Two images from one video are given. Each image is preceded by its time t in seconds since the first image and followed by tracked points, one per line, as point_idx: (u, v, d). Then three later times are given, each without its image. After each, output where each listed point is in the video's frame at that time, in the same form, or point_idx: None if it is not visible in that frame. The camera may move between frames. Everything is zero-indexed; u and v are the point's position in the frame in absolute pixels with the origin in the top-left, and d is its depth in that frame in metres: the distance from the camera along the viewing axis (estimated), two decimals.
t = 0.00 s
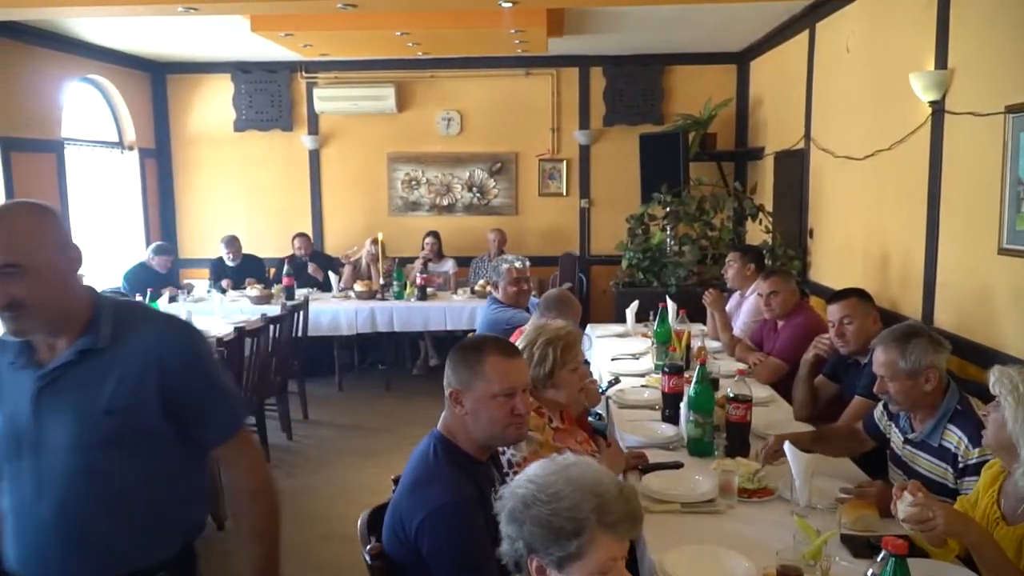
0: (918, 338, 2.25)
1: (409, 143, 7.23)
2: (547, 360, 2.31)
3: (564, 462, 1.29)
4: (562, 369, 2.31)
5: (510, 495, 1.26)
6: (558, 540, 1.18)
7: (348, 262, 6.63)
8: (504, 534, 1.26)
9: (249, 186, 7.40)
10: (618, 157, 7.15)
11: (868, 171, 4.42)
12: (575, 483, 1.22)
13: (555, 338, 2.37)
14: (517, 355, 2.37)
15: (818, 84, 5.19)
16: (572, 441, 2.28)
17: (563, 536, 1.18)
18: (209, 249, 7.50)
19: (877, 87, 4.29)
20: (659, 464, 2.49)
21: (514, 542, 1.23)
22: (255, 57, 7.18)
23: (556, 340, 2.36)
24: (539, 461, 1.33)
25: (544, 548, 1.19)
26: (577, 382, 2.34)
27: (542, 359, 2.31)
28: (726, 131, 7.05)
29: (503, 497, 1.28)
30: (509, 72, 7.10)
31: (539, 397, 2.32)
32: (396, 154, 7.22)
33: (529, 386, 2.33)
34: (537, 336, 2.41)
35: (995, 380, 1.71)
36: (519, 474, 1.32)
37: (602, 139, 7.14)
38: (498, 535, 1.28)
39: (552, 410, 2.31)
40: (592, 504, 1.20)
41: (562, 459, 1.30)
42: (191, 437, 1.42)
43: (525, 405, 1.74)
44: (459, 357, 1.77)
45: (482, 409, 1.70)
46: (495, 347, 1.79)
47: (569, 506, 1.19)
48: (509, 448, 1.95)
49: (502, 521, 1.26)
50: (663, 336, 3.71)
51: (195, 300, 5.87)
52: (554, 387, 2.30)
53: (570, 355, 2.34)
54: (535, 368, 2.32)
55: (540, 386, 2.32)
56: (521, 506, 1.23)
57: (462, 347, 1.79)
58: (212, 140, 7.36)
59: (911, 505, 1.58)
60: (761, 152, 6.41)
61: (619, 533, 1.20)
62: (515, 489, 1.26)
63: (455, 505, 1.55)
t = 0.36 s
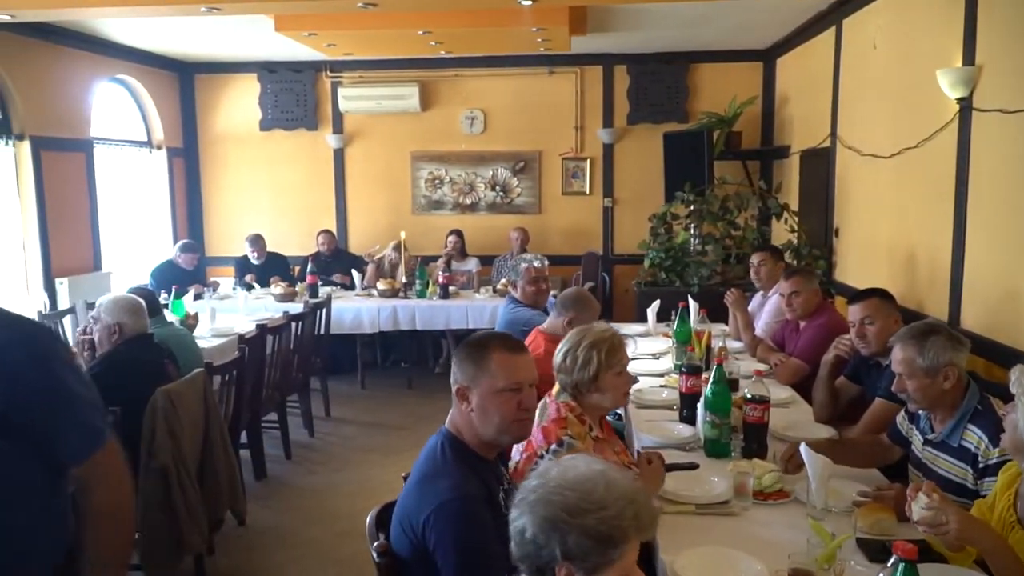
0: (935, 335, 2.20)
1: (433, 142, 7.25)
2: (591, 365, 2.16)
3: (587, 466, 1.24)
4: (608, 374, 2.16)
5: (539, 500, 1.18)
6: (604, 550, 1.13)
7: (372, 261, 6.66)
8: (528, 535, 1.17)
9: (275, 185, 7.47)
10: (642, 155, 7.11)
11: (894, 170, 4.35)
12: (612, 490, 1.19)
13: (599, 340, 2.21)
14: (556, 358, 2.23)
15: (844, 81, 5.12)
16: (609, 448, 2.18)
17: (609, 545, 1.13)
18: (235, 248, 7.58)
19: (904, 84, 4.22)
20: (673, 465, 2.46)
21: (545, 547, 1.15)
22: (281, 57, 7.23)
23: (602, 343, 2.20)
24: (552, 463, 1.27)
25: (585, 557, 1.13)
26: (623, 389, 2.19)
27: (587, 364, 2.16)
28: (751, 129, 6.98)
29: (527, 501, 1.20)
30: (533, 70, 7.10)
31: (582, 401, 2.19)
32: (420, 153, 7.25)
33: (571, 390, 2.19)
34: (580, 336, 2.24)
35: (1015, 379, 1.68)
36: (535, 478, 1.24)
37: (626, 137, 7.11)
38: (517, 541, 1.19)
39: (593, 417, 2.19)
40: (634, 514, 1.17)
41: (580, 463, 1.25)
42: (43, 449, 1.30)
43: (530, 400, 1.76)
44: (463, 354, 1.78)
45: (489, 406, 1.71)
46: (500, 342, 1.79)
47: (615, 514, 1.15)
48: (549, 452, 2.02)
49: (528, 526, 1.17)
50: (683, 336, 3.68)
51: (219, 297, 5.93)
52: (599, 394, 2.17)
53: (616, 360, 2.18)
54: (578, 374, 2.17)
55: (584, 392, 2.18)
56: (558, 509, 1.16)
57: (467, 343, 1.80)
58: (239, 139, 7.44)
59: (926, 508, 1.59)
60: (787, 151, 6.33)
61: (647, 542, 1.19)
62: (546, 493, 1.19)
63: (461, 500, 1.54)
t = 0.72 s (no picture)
0: (949, 340, 2.14)
1: (449, 141, 7.25)
2: (612, 369, 2.13)
3: (604, 473, 1.21)
4: (629, 378, 2.14)
5: (557, 505, 1.15)
6: (620, 561, 1.11)
7: (387, 259, 6.66)
8: (545, 541, 1.14)
9: (292, 183, 7.49)
10: (659, 154, 7.07)
11: (915, 170, 4.28)
12: (631, 500, 1.16)
13: (621, 344, 2.18)
14: (578, 360, 2.21)
15: (864, 79, 5.05)
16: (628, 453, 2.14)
17: (626, 556, 1.11)
18: (252, 246, 7.62)
19: (925, 82, 4.16)
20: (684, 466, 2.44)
21: (562, 555, 1.12)
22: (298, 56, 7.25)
23: (624, 347, 2.17)
24: (567, 470, 1.24)
25: (602, 567, 1.11)
26: (642, 393, 2.16)
27: (608, 367, 2.13)
28: (770, 128, 6.91)
29: (544, 506, 1.17)
30: (550, 69, 7.07)
31: (602, 405, 2.17)
32: (436, 152, 7.24)
33: (592, 393, 2.17)
34: (602, 339, 2.21)
35: None
36: (552, 482, 1.22)
37: (643, 136, 7.06)
38: (532, 547, 1.16)
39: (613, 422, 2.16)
40: (651, 525, 1.15)
41: (597, 469, 1.22)
42: None
43: (533, 400, 1.74)
44: (464, 354, 1.77)
45: (492, 405, 1.69)
46: (502, 341, 1.78)
47: (634, 525, 1.13)
48: (568, 455, 1.98)
49: (545, 532, 1.15)
50: (698, 336, 3.64)
51: (236, 295, 5.95)
52: (619, 398, 2.14)
53: (638, 364, 2.15)
54: (598, 377, 2.14)
55: (604, 396, 2.15)
56: (577, 517, 1.13)
57: (469, 342, 1.79)
58: (257, 138, 7.47)
59: (942, 516, 1.62)
60: (807, 150, 6.26)
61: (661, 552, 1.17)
62: (564, 500, 1.16)
63: (463, 500, 1.53)
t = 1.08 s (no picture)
0: (972, 338, 2.08)
1: (459, 138, 7.20)
2: (596, 369, 2.08)
3: (608, 481, 1.15)
4: (610, 381, 2.09)
5: (558, 512, 1.09)
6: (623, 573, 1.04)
7: (395, 257, 6.62)
8: (542, 551, 1.08)
9: (301, 180, 7.47)
10: (670, 151, 7.00)
11: (931, 166, 4.20)
12: (637, 511, 1.10)
13: (612, 345, 2.12)
14: (561, 351, 2.15)
15: (879, 75, 4.96)
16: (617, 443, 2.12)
17: (628, 569, 1.05)
18: (261, 243, 7.61)
19: (942, 77, 4.07)
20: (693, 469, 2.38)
21: (560, 565, 1.06)
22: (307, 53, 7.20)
23: (615, 348, 2.11)
24: (569, 475, 1.17)
25: None
26: (622, 397, 2.11)
27: (593, 367, 2.07)
28: (783, 124, 6.83)
29: (544, 512, 1.11)
30: (560, 65, 7.01)
31: (576, 399, 2.12)
32: (445, 149, 7.20)
33: (568, 386, 2.12)
34: (595, 335, 2.15)
35: None
36: (553, 487, 1.15)
37: (654, 133, 7.00)
38: (529, 554, 1.10)
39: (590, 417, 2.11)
40: (655, 537, 1.09)
41: (600, 477, 1.16)
42: None
43: (537, 403, 1.69)
44: (464, 353, 1.71)
45: (494, 407, 1.64)
46: (506, 340, 1.72)
47: (639, 536, 1.06)
48: (558, 453, 1.98)
49: (545, 540, 1.08)
50: (707, 335, 3.58)
51: (244, 293, 5.93)
52: (593, 396, 2.10)
53: (624, 368, 2.10)
54: (580, 373, 2.09)
55: (579, 390, 2.11)
56: (579, 525, 1.07)
57: (472, 340, 1.73)
58: (266, 135, 7.45)
59: (956, 524, 1.58)
60: (820, 147, 6.17)
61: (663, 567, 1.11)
62: (566, 507, 1.10)
63: (461, 504, 1.48)
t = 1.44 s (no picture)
0: (984, 343, 2.01)
1: (461, 138, 7.14)
2: (590, 374, 2.02)
3: (592, 497, 1.08)
4: (601, 386, 2.04)
5: (534, 530, 1.03)
6: None
7: (395, 257, 6.56)
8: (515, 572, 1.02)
9: (302, 180, 7.42)
10: (674, 150, 6.93)
11: (938, 166, 4.11)
12: (619, 528, 1.02)
13: (605, 351, 2.07)
14: (551, 353, 2.08)
15: (885, 73, 4.89)
16: (594, 453, 2.06)
17: None
18: (261, 243, 7.56)
19: (949, 74, 3.99)
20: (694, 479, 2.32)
21: None
22: (308, 52, 7.15)
23: (609, 355, 2.06)
24: (554, 491, 1.11)
25: None
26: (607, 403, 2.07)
27: (587, 372, 2.02)
28: (788, 122, 6.75)
29: (521, 530, 1.05)
30: (563, 64, 6.94)
31: (561, 404, 2.05)
32: (447, 149, 7.14)
33: (558, 390, 2.05)
34: (588, 339, 2.09)
35: None
36: (533, 504, 1.09)
37: (657, 132, 6.93)
38: None
39: (569, 423, 2.05)
40: (641, 557, 1.00)
41: (585, 493, 1.09)
42: None
43: (524, 412, 1.63)
44: (448, 359, 1.65)
45: (477, 414, 1.58)
46: (495, 346, 1.66)
47: (618, 556, 0.98)
48: (521, 461, 1.95)
49: (518, 560, 1.02)
50: (709, 338, 3.51)
51: (243, 294, 5.88)
52: (581, 400, 2.04)
53: (615, 375, 2.06)
54: (572, 378, 2.02)
55: (566, 395, 2.04)
56: (552, 544, 1.00)
57: (458, 344, 1.67)
58: (266, 135, 7.40)
59: (964, 539, 1.58)
60: (826, 146, 6.09)
61: None
62: (543, 525, 1.03)
63: (442, 519, 1.42)
